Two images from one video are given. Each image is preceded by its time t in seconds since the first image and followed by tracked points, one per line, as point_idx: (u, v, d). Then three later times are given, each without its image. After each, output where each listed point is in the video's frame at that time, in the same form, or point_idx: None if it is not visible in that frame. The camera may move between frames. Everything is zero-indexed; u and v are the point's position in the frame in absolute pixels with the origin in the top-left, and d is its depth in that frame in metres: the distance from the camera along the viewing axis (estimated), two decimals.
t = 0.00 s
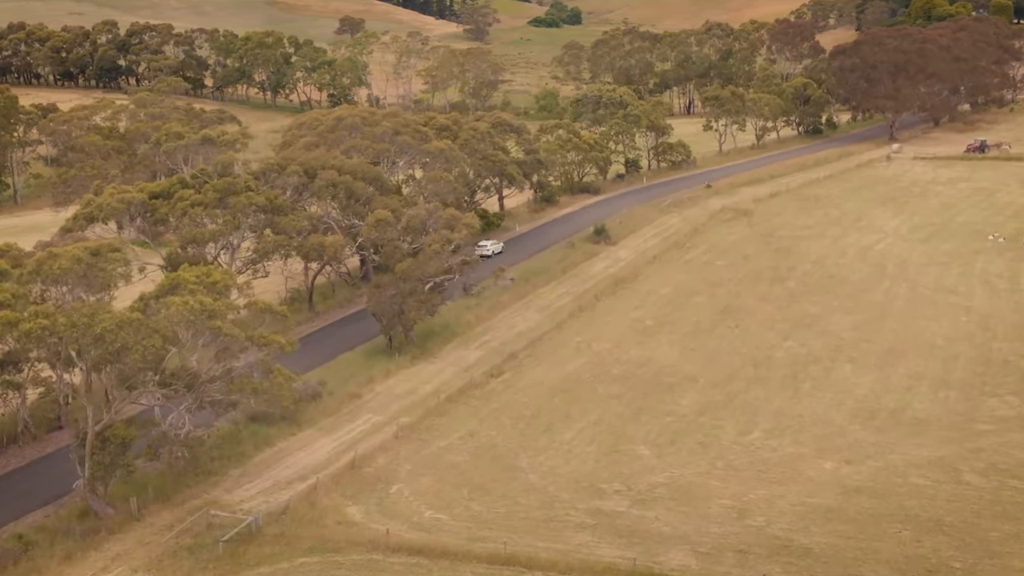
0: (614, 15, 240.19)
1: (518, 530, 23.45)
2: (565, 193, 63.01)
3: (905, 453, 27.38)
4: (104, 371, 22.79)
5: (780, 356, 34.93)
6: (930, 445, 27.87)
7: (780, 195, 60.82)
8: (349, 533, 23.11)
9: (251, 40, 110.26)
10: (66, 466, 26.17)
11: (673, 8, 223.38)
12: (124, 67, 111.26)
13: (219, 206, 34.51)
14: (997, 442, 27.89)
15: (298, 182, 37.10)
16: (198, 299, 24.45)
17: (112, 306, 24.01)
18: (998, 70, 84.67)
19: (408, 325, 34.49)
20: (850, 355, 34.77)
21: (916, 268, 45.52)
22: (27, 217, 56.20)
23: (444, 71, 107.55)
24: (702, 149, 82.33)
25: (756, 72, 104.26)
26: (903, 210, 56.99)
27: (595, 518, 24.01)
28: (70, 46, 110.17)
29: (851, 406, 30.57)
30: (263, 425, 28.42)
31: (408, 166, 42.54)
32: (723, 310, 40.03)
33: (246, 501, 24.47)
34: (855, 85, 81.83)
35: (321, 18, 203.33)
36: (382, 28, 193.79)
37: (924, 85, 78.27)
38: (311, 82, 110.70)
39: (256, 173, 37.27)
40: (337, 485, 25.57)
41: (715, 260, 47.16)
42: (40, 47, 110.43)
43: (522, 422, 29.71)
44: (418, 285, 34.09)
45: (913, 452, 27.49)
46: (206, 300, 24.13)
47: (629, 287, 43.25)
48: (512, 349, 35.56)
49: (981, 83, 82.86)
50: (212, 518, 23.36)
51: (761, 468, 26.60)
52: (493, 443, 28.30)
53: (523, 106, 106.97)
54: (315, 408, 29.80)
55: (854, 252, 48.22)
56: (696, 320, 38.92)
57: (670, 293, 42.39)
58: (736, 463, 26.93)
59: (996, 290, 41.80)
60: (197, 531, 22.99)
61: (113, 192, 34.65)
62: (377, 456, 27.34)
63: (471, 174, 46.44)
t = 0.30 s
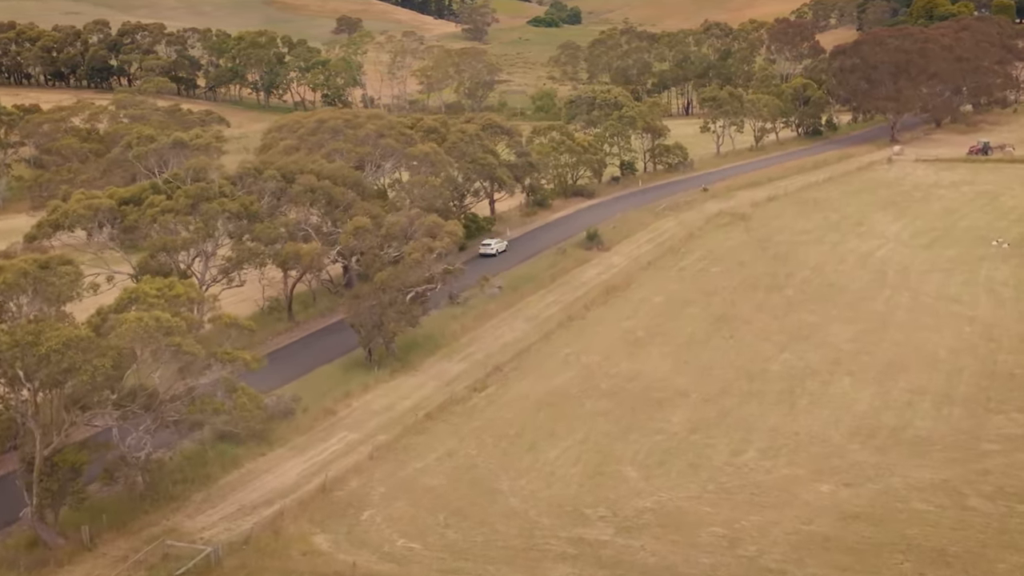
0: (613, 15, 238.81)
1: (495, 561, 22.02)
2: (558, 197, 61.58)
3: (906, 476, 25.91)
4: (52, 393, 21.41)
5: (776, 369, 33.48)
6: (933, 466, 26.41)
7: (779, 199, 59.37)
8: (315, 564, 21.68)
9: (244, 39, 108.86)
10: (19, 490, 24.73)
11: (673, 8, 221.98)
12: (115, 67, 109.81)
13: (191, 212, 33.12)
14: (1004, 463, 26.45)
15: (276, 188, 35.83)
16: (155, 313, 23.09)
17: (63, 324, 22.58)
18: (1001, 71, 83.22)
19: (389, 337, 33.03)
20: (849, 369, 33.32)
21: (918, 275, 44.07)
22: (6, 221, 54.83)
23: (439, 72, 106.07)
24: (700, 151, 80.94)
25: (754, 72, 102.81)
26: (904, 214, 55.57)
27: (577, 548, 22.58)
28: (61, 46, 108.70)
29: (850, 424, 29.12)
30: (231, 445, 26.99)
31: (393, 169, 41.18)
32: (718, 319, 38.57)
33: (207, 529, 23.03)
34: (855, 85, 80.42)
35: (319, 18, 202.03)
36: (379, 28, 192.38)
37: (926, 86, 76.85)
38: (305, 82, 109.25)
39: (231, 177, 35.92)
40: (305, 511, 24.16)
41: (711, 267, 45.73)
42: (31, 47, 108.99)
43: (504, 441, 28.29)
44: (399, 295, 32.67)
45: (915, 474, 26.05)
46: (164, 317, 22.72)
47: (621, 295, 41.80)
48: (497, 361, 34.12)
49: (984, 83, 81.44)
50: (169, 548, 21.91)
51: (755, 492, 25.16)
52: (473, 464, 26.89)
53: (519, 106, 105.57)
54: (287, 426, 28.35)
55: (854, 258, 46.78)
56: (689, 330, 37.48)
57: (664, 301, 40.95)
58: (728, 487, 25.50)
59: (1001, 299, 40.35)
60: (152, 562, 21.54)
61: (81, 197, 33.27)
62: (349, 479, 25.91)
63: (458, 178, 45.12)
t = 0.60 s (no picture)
0: (613, 15, 237.21)
1: None
2: (551, 201, 60.22)
3: (908, 502, 24.44)
4: None
5: (771, 384, 32.06)
6: (936, 491, 24.94)
7: (776, 203, 57.96)
8: None
9: (236, 39, 107.37)
10: None
11: (672, 8, 220.44)
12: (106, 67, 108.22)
13: (160, 219, 31.73)
14: (1011, 487, 24.98)
15: (250, 195, 34.50)
16: (111, 334, 21.72)
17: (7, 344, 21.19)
18: (1005, 71, 81.74)
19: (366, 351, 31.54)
20: (848, 384, 31.87)
21: (919, 283, 42.65)
22: None
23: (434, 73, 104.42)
24: (696, 154, 79.55)
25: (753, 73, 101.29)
26: (905, 219, 54.14)
27: None
28: (51, 46, 107.17)
29: (848, 445, 27.67)
30: (194, 468, 25.56)
31: (376, 173, 39.84)
32: (712, 331, 37.12)
33: (162, 561, 21.60)
34: (855, 86, 78.96)
35: (315, 18, 200.53)
36: (376, 28, 190.77)
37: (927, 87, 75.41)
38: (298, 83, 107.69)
39: (205, 183, 34.63)
40: (269, 540, 22.75)
41: (706, 275, 44.30)
42: (21, 46, 107.44)
43: (484, 462, 26.87)
44: (377, 306, 31.30)
45: (918, 500, 24.58)
46: (114, 336, 21.34)
47: (612, 304, 40.42)
48: (480, 375, 32.70)
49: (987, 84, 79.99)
50: None
51: (747, 520, 23.73)
52: (450, 488, 25.47)
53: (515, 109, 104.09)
54: (255, 446, 26.92)
55: (853, 265, 45.36)
56: (682, 342, 36.05)
57: (655, 311, 39.54)
58: (718, 513, 24.10)
59: (1005, 308, 38.88)
60: None
61: (45, 204, 31.89)
62: (318, 505, 24.47)
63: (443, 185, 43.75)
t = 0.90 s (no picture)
0: (612, 15, 235.72)
1: None
2: (543, 205, 58.85)
3: (909, 531, 22.97)
4: None
5: (766, 400, 30.61)
6: (939, 519, 23.48)
7: (773, 207, 56.53)
8: None
9: (227, 39, 105.81)
10: None
11: (671, 7, 218.97)
12: (95, 67, 106.61)
13: (126, 228, 30.28)
14: (1019, 514, 23.52)
15: (221, 202, 33.16)
16: (61, 358, 20.25)
17: None
18: (1007, 72, 80.31)
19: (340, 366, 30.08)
20: (845, 400, 30.43)
21: (921, 291, 41.20)
22: None
23: (427, 73, 102.67)
24: (693, 156, 78.13)
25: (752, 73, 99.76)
26: (905, 224, 52.71)
27: None
28: (39, 46, 105.56)
29: (846, 467, 26.23)
30: (152, 494, 24.07)
31: (358, 177, 38.43)
32: (704, 342, 35.70)
33: None
34: (855, 87, 77.53)
35: (311, 18, 198.99)
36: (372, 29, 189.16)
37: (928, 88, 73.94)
38: (290, 83, 106.12)
39: (175, 190, 33.21)
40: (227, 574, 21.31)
41: (699, 282, 42.86)
42: (9, 46, 105.84)
43: (461, 487, 25.42)
44: (352, 318, 29.86)
45: (920, 528, 23.10)
46: (57, 357, 19.79)
47: (602, 314, 38.98)
48: (461, 391, 31.25)
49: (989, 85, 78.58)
50: None
51: (738, 551, 22.27)
52: (424, 515, 24.02)
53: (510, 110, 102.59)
54: (219, 469, 25.47)
55: (852, 273, 43.92)
56: (673, 355, 34.60)
57: (646, 321, 38.09)
58: (707, 543, 22.65)
59: (1010, 318, 37.45)
60: None
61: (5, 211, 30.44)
62: (282, 535, 23.00)
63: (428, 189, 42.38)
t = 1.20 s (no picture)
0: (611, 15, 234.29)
1: None
2: (534, 210, 57.42)
3: (911, 564, 21.48)
4: None
5: (760, 419, 29.16)
6: (943, 551, 22.01)
7: (771, 212, 55.14)
8: None
9: (219, 39, 104.27)
10: None
11: (670, 7, 217.54)
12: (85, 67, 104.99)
13: (88, 237, 28.81)
14: None
15: (191, 210, 31.78)
16: (0, 386, 18.68)
17: None
18: (1009, 73, 78.96)
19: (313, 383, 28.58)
20: (844, 419, 28.98)
21: (922, 301, 39.76)
22: None
23: (420, 74, 100.70)
24: (689, 159, 76.67)
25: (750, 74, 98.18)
26: (906, 229, 51.28)
27: None
28: (28, 46, 103.98)
29: (844, 493, 24.76)
30: (105, 523, 22.56)
31: (337, 182, 36.98)
32: (697, 355, 34.26)
33: None
34: (854, 88, 76.08)
35: (307, 18, 197.47)
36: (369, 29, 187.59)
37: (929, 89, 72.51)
38: (282, 84, 104.53)
39: (143, 197, 31.77)
40: None
41: (693, 291, 41.40)
42: None
43: (436, 514, 23.96)
44: (325, 331, 28.44)
45: (924, 561, 21.61)
46: None
47: (591, 325, 37.54)
48: (440, 408, 29.80)
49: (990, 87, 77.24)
50: None
51: None
52: (395, 547, 22.54)
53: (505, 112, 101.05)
54: (180, 495, 24.00)
55: (852, 281, 42.47)
56: (664, 369, 33.15)
57: (637, 333, 36.64)
58: None
59: (1015, 330, 35.99)
60: None
61: None
62: (242, 568, 21.52)
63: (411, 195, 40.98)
